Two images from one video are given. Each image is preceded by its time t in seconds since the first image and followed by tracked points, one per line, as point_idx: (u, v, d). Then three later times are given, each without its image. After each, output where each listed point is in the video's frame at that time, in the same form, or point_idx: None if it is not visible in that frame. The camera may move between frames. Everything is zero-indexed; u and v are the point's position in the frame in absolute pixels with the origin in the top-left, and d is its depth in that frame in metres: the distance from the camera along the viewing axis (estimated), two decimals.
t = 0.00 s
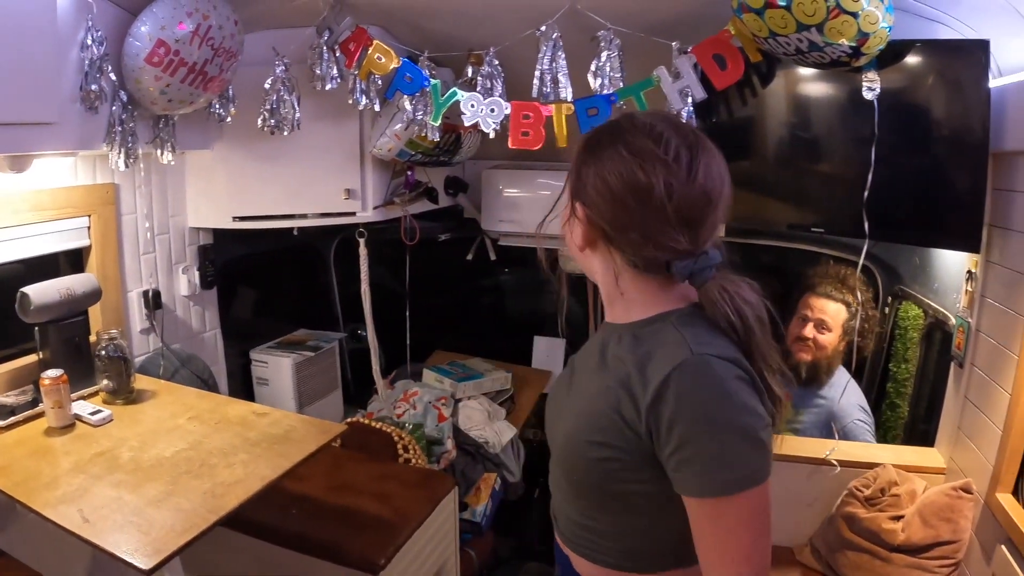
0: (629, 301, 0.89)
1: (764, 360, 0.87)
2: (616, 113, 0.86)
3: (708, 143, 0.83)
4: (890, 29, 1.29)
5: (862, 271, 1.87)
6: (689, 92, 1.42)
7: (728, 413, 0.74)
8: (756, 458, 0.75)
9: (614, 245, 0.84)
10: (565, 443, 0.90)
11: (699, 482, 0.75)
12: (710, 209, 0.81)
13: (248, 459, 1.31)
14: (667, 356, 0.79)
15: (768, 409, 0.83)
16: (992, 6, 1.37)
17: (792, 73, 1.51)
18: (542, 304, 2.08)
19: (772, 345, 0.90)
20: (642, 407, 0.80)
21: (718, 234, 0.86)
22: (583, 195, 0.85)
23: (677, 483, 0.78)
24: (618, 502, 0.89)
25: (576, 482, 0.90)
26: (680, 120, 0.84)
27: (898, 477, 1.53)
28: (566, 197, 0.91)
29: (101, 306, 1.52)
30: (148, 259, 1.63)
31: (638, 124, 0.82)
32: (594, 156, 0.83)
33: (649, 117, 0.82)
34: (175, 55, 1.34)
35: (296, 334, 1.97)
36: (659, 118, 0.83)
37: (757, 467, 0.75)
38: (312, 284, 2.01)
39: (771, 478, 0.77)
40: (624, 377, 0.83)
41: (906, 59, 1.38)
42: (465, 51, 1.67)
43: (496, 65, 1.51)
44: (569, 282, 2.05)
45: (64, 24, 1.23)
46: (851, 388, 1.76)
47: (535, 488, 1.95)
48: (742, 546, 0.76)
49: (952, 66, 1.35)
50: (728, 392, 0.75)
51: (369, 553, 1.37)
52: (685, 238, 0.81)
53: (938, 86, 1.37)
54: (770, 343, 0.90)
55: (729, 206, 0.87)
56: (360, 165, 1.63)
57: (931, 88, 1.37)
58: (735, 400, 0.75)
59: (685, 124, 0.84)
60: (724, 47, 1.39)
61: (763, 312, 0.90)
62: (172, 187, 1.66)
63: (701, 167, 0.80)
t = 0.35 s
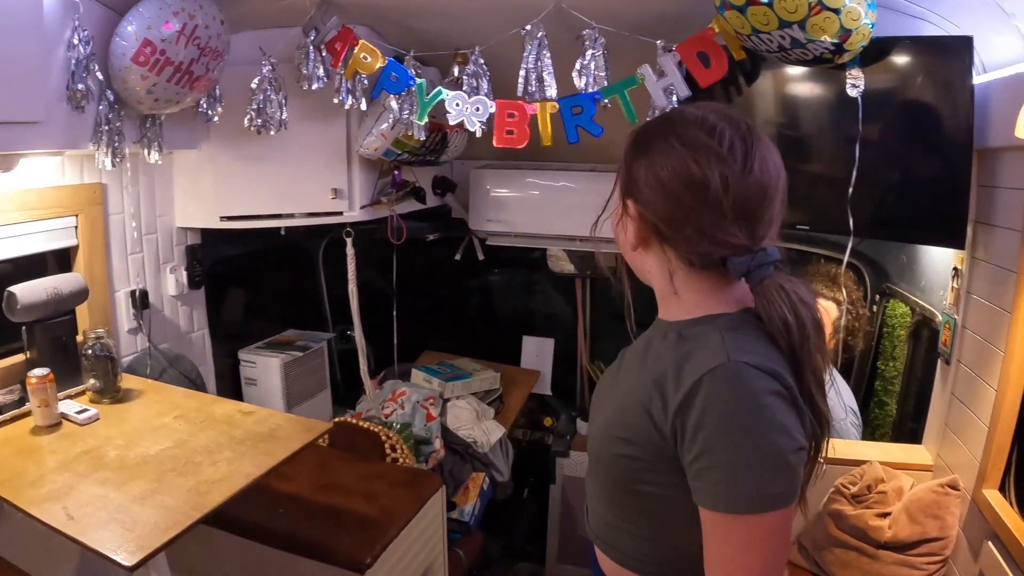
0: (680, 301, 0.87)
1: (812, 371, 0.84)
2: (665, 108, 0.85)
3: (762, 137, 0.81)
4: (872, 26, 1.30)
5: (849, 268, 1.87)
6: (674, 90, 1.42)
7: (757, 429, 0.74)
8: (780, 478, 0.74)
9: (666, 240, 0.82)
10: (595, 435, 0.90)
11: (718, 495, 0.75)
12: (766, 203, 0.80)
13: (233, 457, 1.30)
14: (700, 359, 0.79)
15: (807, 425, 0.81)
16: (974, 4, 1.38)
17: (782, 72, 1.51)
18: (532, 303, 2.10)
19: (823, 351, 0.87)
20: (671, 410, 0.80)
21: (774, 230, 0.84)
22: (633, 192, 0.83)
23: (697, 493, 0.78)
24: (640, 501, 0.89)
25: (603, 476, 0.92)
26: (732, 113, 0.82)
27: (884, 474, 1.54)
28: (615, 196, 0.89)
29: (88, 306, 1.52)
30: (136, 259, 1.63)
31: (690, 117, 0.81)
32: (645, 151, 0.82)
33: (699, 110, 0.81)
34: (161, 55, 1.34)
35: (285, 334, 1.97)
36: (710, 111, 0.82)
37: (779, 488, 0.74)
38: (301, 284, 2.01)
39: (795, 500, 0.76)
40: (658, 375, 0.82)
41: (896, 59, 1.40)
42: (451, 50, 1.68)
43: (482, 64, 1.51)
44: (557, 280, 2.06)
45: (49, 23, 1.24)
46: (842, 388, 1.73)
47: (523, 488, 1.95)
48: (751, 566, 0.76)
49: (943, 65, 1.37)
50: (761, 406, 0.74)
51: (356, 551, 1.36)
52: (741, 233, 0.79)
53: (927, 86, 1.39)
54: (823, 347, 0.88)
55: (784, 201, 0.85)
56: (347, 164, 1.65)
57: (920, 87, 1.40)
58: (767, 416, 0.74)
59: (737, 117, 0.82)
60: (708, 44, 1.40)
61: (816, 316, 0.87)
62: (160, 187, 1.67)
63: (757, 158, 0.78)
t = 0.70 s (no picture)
0: (723, 297, 0.87)
1: (853, 365, 0.88)
2: (709, 95, 0.84)
3: (809, 127, 0.81)
4: (858, 17, 1.30)
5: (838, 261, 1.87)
6: (661, 83, 1.42)
7: (815, 435, 0.74)
8: (835, 484, 0.75)
9: (715, 235, 0.82)
10: (637, 438, 0.91)
11: (775, 501, 0.76)
12: (818, 198, 0.80)
13: (221, 451, 1.31)
14: (756, 364, 0.79)
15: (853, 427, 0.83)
16: None
17: (771, 67, 1.51)
18: (523, 299, 2.11)
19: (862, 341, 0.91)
20: (726, 414, 0.80)
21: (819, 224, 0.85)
22: (681, 184, 0.82)
23: (751, 498, 0.78)
24: (680, 503, 0.90)
25: (641, 478, 0.92)
26: (780, 102, 0.82)
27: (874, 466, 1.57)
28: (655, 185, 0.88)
29: (77, 303, 1.52)
30: (125, 256, 1.63)
31: (740, 106, 0.79)
32: (694, 141, 0.81)
33: (750, 100, 0.80)
34: (148, 50, 1.34)
35: (276, 331, 1.96)
36: (759, 101, 0.81)
37: (833, 494, 0.75)
38: (291, 281, 2.01)
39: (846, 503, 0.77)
40: (711, 379, 0.83)
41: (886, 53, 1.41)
42: (439, 45, 1.68)
43: (469, 59, 1.51)
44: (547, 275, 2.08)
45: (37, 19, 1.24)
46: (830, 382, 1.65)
47: (514, 483, 1.96)
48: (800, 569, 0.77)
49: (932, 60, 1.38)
50: (819, 410, 0.75)
51: (345, 545, 1.36)
52: (796, 230, 0.80)
53: (917, 80, 1.40)
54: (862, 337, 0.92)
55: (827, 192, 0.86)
56: (335, 160, 1.64)
57: (910, 82, 1.41)
58: (825, 421, 0.74)
59: (784, 107, 0.82)
60: (695, 37, 1.40)
61: (859, 310, 0.90)
62: (148, 184, 1.67)
63: (810, 151, 0.78)
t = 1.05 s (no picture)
0: (729, 300, 0.85)
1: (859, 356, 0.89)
2: (715, 93, 0.82)
3: (812, 128, 0.82)
4: (837, 15, 1.31)
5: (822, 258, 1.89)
6: (643, 80, 1.44)
7: (858, 428, 0.72)
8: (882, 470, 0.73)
9: (724, 236, 0.80)
10: (666, 457, 0.86)
11: (829, 497, 0.73)
12: (823, 199, 0.81)
13: (206, 447, 1.31)
14: (791, 368, 0.76)
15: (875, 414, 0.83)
16: None
17: (759, 66, 1.52)
18: (511, 297, 2.13)
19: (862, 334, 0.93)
20: (766, 421, 0.77)
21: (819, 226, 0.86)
22: (690, 183, 0.80)
23: (802, 499, 0.76)
24: (718, 516, 0.86)
25: (675, 495, 0.87)
26: (784, 103, 0.82)
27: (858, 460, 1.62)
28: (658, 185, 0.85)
29: (66, 300, 1.52)
30: (114, 254, 1.64)
31: (751, 106, 0.79)
32: (705, 139, 0.79)
33: (758, 100, 0.80)
34: (135, 50, 1.35)
35: (264, 329, 1.97)
36: (766, 100, 0.80)
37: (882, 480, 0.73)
38: (279, 278, 2.02)
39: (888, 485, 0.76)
40: (742, 390, 0.80)
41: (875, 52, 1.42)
42: (424, 44, 1.69)
43: (454, 58, 1.52)
44: (536, 273, 2.10)
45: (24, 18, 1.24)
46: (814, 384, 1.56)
47: (502, 480, 1.98)
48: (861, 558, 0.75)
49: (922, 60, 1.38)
50: (859, 403, 0.73)
51: (332, 542, 1.37)
52: (803, 231, 0.80)
53: (905, 79, 1.41)
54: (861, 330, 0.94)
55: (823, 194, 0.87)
56: (322, 158, 1.66)
57: (898, 82, 1.42)
58: (865, 412, 0.73)
59: (789, 107, 0.82)
60: (676, 36, 1.42)
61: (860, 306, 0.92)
62: (136, 182, 1.67)
63: (817, 152, 0.79)
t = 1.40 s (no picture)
0: (727, 294, 0.83)
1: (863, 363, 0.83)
2: (715, 84, 0.79)
3: (818, 120, 0.78)
4: (819, 7, 1.33)
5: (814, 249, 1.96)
6: (629, 73, 1.46)
7: (835, 437, 0.71)
8: (857, 482, 0.72)
9: (719, 230, 0.78)
10: (654, 449, 0.86)
11: (801, 504, 0.72)
12: (826, 193, 0.76)
13: (197, 433, 1.33)
14: (776, 371, 0.75)
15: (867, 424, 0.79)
16: None
17: (754, 62, 1.53)
18: (507, 290, 2.19)
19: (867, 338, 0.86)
20: (748, 423, 0.76)
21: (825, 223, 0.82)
22: (686, 175, 0.78)
23: (775, 504, 0.74)
24: (699, 513, 0.85)
25: (660, 487, 0.87)
26: (790, 94, 0.78)
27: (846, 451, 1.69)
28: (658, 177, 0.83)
29: (62, 291, 1.55)
30: (109, 246, 1.66)
31: (749, 97, 0.75)
32: (701, 131, 0.76)
33: (760, 90, 0.76)
34: (130, 44, 1.37)
35: (258, 321, 1.99)
36: (770, 91, 0.77)
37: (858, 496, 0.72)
38: (274, 272, 2.05)
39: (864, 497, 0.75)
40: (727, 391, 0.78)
41: (869, 49, 1.44)
42: (415, 38, 1.71)
43: (443, 52, 1.54)
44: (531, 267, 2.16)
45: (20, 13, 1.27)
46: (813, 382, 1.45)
47: (495, 472, 2.02)
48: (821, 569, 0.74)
49: (913, 58, 1.40)
50: (839, 417, 0.71)
51: (321, 529, 1.38)
52: (801, 227, 0.76)
53: (899, 76, 1.43)
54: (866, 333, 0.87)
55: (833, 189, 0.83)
56: (314, 151, 1.70)
57: (892, 78, 1.43)
58: (845, 421, 0.71)
59: (793, 99, 0.78)
60: (661, 28, 1.43)
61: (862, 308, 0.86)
62: (131, 175, 1.70)
63: (820, 144, 0.75)
